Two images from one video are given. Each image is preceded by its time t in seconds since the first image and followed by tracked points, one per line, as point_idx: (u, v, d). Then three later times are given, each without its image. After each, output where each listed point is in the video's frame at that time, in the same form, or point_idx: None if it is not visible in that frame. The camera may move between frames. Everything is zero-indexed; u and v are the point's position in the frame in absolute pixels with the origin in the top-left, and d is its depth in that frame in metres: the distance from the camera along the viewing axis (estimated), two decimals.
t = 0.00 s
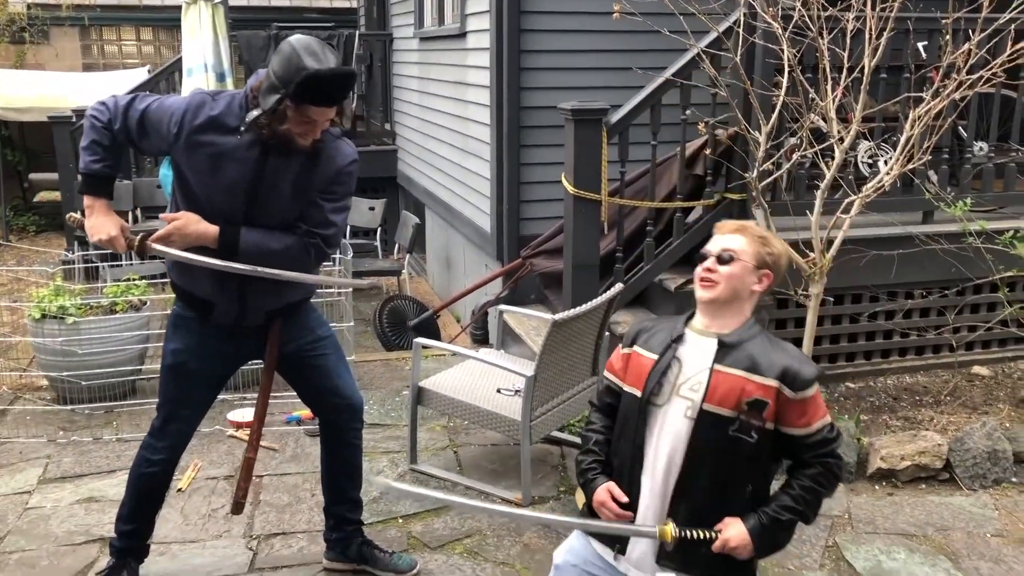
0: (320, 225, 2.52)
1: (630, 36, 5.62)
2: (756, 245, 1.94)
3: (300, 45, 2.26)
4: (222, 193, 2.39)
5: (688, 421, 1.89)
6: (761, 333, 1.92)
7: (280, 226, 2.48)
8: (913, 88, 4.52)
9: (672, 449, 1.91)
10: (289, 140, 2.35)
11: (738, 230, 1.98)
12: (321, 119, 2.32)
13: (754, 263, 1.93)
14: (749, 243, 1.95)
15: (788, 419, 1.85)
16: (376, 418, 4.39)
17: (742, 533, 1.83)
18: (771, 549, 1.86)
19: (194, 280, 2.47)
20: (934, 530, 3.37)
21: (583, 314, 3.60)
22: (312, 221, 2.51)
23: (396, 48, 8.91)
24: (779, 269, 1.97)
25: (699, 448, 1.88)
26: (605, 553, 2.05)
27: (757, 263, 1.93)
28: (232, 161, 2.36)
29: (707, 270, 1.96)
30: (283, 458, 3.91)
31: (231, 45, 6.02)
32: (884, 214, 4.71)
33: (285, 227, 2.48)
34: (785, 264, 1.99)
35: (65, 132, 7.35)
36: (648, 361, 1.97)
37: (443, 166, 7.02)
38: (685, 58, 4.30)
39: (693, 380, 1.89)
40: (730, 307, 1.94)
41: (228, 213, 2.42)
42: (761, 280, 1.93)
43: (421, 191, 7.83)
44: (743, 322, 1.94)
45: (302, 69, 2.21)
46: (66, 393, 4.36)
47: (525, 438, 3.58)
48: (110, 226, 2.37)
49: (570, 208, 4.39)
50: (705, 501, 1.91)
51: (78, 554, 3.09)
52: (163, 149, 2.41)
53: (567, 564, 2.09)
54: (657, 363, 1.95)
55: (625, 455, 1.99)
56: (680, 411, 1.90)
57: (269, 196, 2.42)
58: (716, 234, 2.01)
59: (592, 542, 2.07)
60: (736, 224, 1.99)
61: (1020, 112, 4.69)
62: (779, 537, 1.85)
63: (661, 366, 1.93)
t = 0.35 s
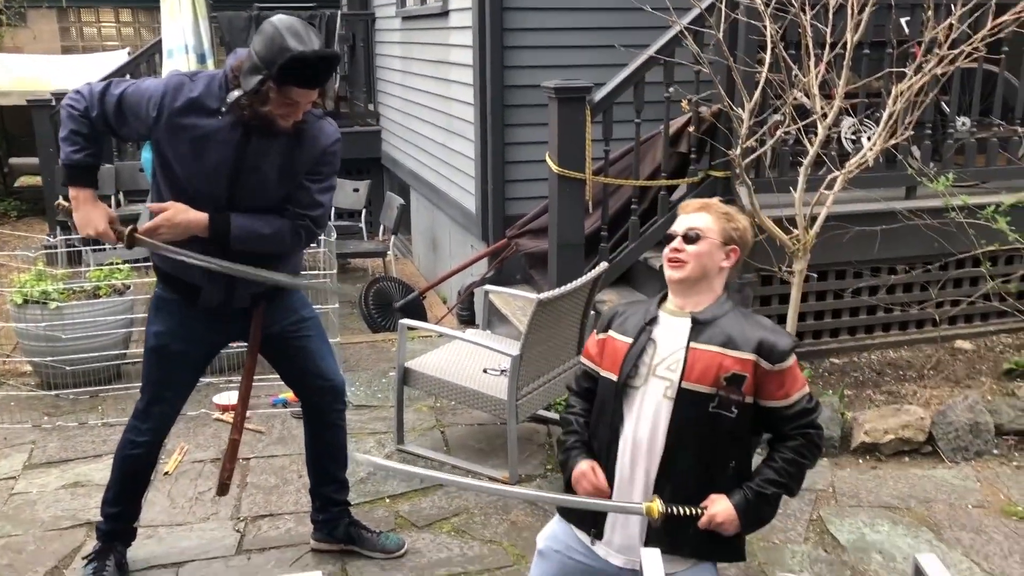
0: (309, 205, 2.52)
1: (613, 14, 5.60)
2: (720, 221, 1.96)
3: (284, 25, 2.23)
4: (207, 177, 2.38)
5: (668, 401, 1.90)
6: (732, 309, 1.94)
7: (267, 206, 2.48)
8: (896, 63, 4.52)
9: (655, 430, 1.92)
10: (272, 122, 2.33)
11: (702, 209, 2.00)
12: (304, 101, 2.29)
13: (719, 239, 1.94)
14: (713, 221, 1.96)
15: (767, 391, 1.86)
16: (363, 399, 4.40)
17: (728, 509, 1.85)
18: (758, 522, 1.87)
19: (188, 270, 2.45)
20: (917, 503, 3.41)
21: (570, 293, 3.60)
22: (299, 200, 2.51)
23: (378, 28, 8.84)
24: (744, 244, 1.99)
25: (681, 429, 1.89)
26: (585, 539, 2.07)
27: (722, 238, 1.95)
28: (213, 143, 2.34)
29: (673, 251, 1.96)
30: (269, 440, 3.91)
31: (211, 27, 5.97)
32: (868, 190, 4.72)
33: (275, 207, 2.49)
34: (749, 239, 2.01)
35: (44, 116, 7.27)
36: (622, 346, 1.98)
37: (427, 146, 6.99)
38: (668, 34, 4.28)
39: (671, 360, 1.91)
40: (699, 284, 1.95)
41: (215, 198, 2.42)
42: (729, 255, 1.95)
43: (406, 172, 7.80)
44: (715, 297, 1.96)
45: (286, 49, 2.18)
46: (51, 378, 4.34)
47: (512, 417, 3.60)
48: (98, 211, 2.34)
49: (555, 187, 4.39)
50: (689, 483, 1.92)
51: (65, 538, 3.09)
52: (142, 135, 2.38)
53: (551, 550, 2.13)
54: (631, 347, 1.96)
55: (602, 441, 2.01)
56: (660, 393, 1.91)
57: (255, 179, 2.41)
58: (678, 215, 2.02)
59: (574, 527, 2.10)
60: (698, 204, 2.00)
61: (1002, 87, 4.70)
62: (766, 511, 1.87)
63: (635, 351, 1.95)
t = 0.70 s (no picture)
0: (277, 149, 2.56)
1: None
2: (692, 205, 1.96)
3: None
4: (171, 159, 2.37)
5: (650, 379, 1.92)
6: (712, 288, 1.95)
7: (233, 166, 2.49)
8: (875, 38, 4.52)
9: (636, 406, 1.94)
10: (201, 72, 2.30)
11: (672, 193, 2.00)
12: (226, 38, 2.28)
13: (693, 221, 1.95)
14: (684, 204, 1.96)
15: (747, 364, 1.87)
16: (346, 379, 4.39)
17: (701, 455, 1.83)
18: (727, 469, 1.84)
19: (172, 260, 2.44)
20: (896, 474, 3.44)
21: (553, 270, 3.60)
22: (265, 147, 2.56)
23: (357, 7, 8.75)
24: (717, 224, 2.00)
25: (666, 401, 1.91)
26: (559, 521, 2.08)
27: (696, 220, 1.95)
28: (163, 123, 2.33)
29: (649, 237, 1.96)
30: (252, 421, 3.91)
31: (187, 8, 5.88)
32: (848, 165, 4.73)
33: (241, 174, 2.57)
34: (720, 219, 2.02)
35: (19, 98, 7.17)
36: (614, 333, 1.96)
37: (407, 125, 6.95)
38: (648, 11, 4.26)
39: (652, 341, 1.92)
40: (678, 267, 1.95)
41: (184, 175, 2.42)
42: (704, 238, 1.96)
43: (387, 151, 7.76)
44: (691, 280, 1.96)
45: None
46: (30, 362, 4.31)
47: (495, 395, 3.60)
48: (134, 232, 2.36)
49: (536, 165, 4.37)
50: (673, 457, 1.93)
51: (47, 522, 3.08)
52: (88, 154, 2.33)
53: (529, 536, 2.14)
54: (625, 330, 1.95)
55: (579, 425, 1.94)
56: (642, 370, 1.93)
57: (211, 141, 2.41)
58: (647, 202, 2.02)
59: (550, 510, 2.11)
60: (666, 189, 2.00)
61: (980, 61, 4.71)
62: (737, 459, 1.84)
63: (629, 337, 1.94)
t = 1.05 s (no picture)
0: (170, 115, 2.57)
1: None
2: (664, 191, 2.01)
3: None
4: (75, 126, 2.35)
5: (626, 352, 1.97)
6: (687, 270, 1.99)
7: (132, 132, 2.49)
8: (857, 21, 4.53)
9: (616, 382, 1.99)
10: (78, 24, 2.32)
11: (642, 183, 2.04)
12: None
13: (666, 206, 1.99)
14: (655, 190, 2.01)
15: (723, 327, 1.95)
16: (330, 363, 4.39)
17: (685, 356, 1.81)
18: (714, 375, 1.80)
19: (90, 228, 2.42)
20: (876, 455, 3.48)
21: (536, 254, 3.60)
22: (158, 118, 2.57)
23: None
24: (689, 210, 2.04)
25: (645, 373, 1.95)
26: (539, 503, 2.12)
27: (668, 206, 1.99)
28: (54, 88, 2.31)
29: (623, 224, 2.01)
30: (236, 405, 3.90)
31: None
32: (830, 148, 4.75)
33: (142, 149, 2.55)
34: (692, 206, 2.07)
35: None
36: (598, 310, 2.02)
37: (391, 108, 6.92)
38: None
39: (629, 318, 1.98)
40: (652, 250, 2.00)
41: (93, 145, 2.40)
42: (677, 223, 2.00)
43: (369, 134, 7.73)
44: (667, 263, 2.00)
45: None
46: (11, 347, 4.28)
47: (479, 378, 3.61)
48: (95, 205, 2.32)
49: (519, 148, 4.37)
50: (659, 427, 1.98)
51: (30, 506, 3.07)
52: None
53: (511, 519, 2.17)
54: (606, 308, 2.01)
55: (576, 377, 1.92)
56: (622, 346, 1.98)
57: (102, 102, 2.41)
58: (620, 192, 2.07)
59: (530, 493, 2.14)
60: (638, 178, 2.05)
61: (962, 44, 4.73)
62: (726, 371, 1.80)
63: (610, 315, 1.99)
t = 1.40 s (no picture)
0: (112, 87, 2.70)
1: None
2: (627, 193, 2.23)
3: None
4: (25, 90, 2.46)
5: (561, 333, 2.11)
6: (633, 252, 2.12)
7: (79, 99, 2.61)
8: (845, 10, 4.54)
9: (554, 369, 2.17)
10: None
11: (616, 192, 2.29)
12: None
13: (625, 202, 2.20)
14: (619, 192, 2.24)
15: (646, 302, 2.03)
16: (316, 349, 4.38)
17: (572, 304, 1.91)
18: (579, 350, 1.93)
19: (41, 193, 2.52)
20: (860, 443, 3.51)
21: (524, 241, 3.59)
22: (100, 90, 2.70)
23: None
24: (654, 216, 2.22)
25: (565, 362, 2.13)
26: (516, 490, 2.30)
27: (628, 203, 2.20)
28: None
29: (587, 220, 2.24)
30: (221, 391, 3.89)
31: None
32: (816, 138, 4.77)
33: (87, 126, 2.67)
34: (662, 216, 2.25)
35: None
36: (542, 298, 2.20)
37: (377, 93, 6.89)
38: None
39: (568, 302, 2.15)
40: (606, 237, 2.17)
41: (43, 110, 2.51)
42: (633, 215, 2.17)
43: (356, 120, 7.69)
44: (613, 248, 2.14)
45: None
46: None
47: (466, 365, 3.61)
48: (60, 181, 2.45)
49: (507, 135, 4.35)
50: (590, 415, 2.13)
51: (14, 492, 3.06)
52: None
53: (492, 504, 2.37)
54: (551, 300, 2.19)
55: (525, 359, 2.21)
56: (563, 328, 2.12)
57: (48, 68, 2.52)
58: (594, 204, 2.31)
59: (505, 479, 2.34)
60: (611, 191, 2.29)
61: (948, 35, 4.75)
62: (594, 349, 1.92)
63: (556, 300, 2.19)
